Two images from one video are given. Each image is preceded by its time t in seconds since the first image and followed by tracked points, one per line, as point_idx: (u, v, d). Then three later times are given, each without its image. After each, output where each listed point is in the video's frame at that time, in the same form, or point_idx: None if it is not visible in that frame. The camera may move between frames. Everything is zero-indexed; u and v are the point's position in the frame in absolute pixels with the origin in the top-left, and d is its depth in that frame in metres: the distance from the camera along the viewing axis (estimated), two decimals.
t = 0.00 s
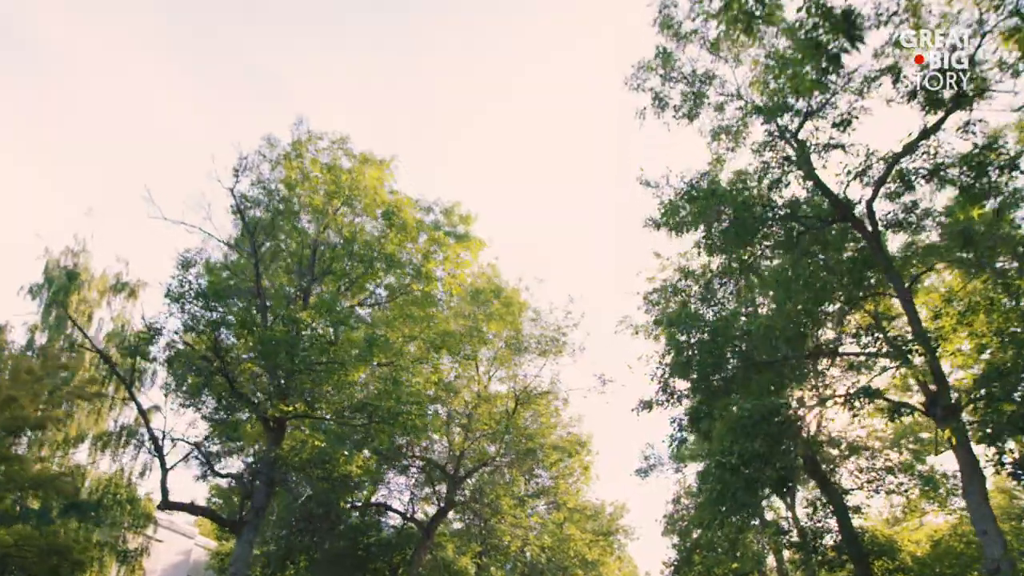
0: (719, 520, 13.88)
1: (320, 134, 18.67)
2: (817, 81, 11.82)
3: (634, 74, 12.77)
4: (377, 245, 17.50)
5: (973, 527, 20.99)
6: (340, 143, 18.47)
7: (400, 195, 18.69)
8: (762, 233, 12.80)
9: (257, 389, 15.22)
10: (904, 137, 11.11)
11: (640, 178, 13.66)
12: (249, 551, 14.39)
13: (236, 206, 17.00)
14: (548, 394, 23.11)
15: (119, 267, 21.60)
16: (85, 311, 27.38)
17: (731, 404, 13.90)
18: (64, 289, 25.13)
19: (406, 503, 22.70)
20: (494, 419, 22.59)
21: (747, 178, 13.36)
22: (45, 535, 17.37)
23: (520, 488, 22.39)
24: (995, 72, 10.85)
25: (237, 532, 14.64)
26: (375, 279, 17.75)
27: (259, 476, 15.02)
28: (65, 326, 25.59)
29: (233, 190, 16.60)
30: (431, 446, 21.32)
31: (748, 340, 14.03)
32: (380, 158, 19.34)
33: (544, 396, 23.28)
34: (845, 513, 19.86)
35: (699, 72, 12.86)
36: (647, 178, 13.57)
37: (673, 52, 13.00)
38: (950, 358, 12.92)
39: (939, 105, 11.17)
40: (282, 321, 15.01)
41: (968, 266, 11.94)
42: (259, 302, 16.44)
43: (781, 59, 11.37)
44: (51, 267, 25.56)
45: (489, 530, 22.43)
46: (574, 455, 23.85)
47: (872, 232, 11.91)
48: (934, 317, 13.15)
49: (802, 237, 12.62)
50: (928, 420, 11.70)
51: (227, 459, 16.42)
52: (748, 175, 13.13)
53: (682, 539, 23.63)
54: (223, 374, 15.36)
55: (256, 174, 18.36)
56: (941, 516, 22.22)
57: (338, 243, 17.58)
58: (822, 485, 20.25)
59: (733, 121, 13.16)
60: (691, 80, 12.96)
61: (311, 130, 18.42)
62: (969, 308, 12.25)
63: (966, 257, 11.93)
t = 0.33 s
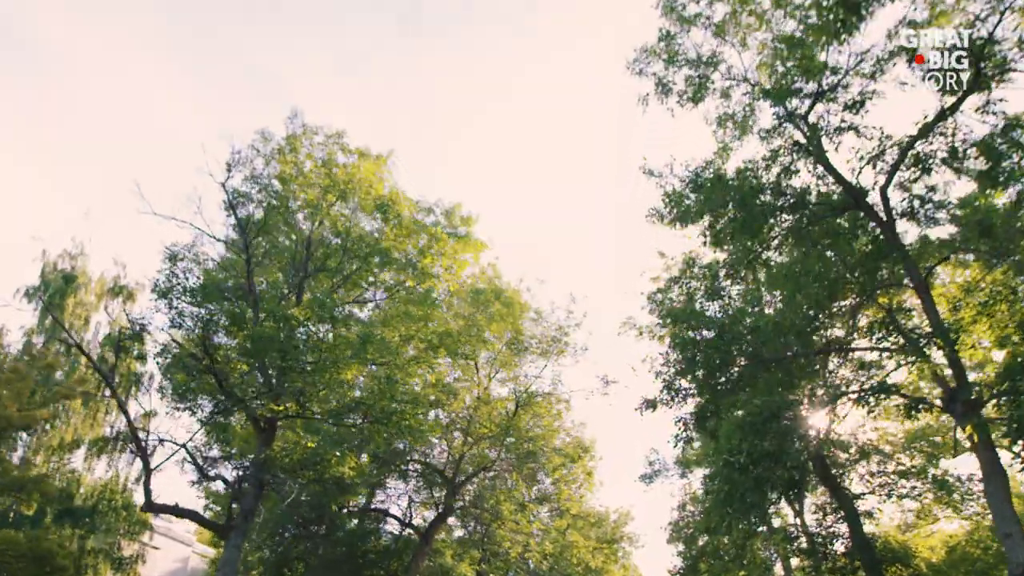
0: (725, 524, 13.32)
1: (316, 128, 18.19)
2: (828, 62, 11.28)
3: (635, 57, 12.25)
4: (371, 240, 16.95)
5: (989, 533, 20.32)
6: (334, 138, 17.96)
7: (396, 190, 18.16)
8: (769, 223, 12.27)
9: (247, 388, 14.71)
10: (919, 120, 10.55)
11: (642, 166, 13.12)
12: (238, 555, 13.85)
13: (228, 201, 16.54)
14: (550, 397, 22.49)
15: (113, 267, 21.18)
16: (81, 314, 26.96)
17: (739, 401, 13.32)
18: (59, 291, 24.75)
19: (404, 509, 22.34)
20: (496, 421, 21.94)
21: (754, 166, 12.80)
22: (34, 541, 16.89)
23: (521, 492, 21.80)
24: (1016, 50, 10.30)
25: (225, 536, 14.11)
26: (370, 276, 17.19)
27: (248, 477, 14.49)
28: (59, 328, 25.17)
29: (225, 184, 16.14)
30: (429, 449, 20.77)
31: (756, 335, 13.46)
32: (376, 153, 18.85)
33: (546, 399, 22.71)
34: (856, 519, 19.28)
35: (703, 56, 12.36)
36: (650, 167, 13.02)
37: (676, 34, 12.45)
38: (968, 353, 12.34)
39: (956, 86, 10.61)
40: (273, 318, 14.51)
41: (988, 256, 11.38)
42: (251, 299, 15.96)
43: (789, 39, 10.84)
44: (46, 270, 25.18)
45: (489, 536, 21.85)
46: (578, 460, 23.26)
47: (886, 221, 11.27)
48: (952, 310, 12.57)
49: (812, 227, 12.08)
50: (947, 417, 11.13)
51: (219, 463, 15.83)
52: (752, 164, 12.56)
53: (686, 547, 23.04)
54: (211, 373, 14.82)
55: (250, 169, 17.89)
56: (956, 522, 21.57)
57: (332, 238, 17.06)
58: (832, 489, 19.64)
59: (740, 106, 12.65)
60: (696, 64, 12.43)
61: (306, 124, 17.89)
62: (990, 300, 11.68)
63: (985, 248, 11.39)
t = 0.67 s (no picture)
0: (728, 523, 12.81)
1: (307, 116, 17.66)
2: (835, 38, 10.78)
3: (632, 34, 11.81)
4: (362, 231, 16.42)
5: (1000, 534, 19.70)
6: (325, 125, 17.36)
7: (388, 180, 17.65)
8: (773, 208, 11.82)
9: (232, 381, 14.20)
10: (932, 98, 10.11)
11: (641, 151, 12.65)
12: (221, 555, 13.33)
13: (216, 190, 16.06)
14: (547, 396, 21.98)
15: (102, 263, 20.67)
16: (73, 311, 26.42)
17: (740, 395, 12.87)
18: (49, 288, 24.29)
19: (398, 509, 21.80)
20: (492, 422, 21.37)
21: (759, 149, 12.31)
22: (17, 541, 16.45)
23: (518, 493, 21.28)
24: None
25: (208, 535, 13.59)
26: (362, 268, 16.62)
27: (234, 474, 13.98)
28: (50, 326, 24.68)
29: (211, 172, 15.67)
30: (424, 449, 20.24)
31: (759, 326, 12.96)
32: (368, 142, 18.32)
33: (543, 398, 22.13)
34: (863, 520, 18.79)
35: (704, 36, 11.92)
36: (649, 151, 12.55)
37: (675, 11, 11.98)
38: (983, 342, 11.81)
39: (970, 61, 10.10)
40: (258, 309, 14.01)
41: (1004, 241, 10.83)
42: (237, 289, 15.41)
43: (795, 11, 10.38)
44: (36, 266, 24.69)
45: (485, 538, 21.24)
46: (578, 461, 22.65)
47: (897, 204, 10.80)
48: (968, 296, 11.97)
49: (821, 214, 11.69)
50: (962, 409, 10.59)
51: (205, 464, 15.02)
52: (756, 147, 12.10)
53: (687, 550, 22.51)
54: (196, 367, 14.33)
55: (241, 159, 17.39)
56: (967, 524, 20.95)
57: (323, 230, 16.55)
58: (837, 490, 19.09)
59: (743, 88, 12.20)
60: (696, 42, 11.95)
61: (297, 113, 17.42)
62: (1004, 286, 11.15)
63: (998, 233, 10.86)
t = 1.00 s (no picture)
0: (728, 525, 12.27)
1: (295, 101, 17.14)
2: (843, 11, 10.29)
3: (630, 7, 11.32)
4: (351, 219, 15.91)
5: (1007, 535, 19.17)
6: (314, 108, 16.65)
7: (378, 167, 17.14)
8: (776, 193, 11.41)
9: (212, 372, 13.68)
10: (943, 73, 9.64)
11: (638, 133, 12.17)
12: (200, 552, 12.80)
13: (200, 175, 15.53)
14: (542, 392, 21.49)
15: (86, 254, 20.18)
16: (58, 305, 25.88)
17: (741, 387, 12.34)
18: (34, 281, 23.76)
19: (389, 507, 21.29)
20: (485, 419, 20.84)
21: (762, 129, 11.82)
22: None
23: (513, 491, 20.78)
24: None
25: (186, 531, 13.06)
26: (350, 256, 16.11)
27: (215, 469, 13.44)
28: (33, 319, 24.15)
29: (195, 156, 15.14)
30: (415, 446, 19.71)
31: (761, 316, 12.43)
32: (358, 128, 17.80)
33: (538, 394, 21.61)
34: (866, 521, 18.32)
35: (704, 11, 11.44)
36: (647, 133, 12.05)
37: None
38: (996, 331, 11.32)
39: (984, 35, 9.58)
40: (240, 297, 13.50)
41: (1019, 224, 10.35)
42: (220, 278, 14.90)
43: None
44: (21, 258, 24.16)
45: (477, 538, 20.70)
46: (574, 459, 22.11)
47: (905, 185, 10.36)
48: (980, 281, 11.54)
49: (827, 198, 11.28)
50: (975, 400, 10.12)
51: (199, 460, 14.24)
52: (757, 129, 11.61)
53: (685, 554, 21.97)
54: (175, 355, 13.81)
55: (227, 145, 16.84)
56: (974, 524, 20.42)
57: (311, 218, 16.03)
58: (839, 489, 18.58)
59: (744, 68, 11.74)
60: (696, 17, 11.46)
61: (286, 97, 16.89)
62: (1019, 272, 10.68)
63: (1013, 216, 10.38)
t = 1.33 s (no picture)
0: (730, 527, 11.71)
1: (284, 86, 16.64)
2: None
3: None
4: (341, 206, 15.42)
5: (1017, 538, 18.65)
6: (304, 95, 16.16)
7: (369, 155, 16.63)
8: (778, 177, 11.02)
9: (194, 364, 13.16)
10: (957, 46, 9.16)
11: (637, 114, 11.68)
12: (177, 551, 12.25)
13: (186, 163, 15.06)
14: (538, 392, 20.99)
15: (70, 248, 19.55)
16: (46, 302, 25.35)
17: (744, 381, 11.80)
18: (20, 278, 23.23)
19: (380, 509, 20.73)
20: (480, 418, 20.27)
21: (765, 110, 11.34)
22: None
23: (508, 494, 20.23)
24: None
25: (163, 530, 12.50)
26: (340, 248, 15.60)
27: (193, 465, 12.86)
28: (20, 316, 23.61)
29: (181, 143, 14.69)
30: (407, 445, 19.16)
31: (764, 306, 11.91)
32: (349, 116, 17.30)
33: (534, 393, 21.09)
34: (871, 524, 17.77)
35: None
36: (646, 115, 11.56)
37: None
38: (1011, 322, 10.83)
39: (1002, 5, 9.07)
40: (222, 286, 12.97)
41: None
42: (205, 270, 14.35)
43: None
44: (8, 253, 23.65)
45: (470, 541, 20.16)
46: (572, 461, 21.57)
47: (917, 167, 9.91)
48: (995, 270, 11.05)
49: (832, 182, 10.85)
50: (991, 393, 9.59)
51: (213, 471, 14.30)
52: (760, 110, 11.16)
53: (685, 559, 21.38)
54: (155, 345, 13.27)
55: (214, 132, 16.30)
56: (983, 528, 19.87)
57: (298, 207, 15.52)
58: (844, 491, 18.04)
59: (746, 48, 11.31)
60: None
61: (275, 84, 16.42)
62: None
63: None
